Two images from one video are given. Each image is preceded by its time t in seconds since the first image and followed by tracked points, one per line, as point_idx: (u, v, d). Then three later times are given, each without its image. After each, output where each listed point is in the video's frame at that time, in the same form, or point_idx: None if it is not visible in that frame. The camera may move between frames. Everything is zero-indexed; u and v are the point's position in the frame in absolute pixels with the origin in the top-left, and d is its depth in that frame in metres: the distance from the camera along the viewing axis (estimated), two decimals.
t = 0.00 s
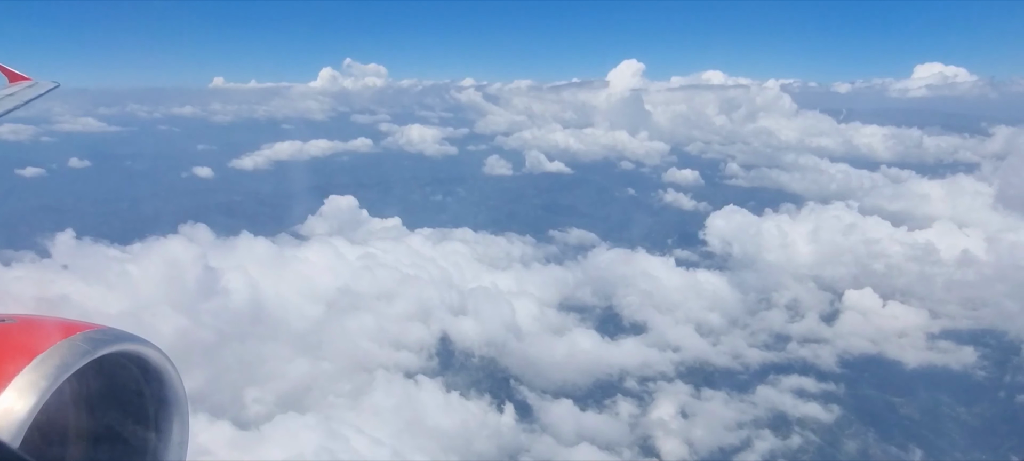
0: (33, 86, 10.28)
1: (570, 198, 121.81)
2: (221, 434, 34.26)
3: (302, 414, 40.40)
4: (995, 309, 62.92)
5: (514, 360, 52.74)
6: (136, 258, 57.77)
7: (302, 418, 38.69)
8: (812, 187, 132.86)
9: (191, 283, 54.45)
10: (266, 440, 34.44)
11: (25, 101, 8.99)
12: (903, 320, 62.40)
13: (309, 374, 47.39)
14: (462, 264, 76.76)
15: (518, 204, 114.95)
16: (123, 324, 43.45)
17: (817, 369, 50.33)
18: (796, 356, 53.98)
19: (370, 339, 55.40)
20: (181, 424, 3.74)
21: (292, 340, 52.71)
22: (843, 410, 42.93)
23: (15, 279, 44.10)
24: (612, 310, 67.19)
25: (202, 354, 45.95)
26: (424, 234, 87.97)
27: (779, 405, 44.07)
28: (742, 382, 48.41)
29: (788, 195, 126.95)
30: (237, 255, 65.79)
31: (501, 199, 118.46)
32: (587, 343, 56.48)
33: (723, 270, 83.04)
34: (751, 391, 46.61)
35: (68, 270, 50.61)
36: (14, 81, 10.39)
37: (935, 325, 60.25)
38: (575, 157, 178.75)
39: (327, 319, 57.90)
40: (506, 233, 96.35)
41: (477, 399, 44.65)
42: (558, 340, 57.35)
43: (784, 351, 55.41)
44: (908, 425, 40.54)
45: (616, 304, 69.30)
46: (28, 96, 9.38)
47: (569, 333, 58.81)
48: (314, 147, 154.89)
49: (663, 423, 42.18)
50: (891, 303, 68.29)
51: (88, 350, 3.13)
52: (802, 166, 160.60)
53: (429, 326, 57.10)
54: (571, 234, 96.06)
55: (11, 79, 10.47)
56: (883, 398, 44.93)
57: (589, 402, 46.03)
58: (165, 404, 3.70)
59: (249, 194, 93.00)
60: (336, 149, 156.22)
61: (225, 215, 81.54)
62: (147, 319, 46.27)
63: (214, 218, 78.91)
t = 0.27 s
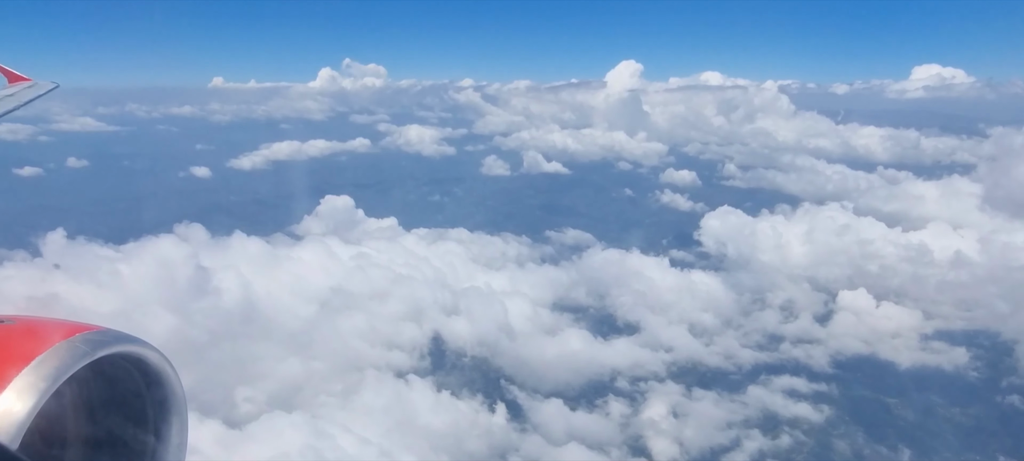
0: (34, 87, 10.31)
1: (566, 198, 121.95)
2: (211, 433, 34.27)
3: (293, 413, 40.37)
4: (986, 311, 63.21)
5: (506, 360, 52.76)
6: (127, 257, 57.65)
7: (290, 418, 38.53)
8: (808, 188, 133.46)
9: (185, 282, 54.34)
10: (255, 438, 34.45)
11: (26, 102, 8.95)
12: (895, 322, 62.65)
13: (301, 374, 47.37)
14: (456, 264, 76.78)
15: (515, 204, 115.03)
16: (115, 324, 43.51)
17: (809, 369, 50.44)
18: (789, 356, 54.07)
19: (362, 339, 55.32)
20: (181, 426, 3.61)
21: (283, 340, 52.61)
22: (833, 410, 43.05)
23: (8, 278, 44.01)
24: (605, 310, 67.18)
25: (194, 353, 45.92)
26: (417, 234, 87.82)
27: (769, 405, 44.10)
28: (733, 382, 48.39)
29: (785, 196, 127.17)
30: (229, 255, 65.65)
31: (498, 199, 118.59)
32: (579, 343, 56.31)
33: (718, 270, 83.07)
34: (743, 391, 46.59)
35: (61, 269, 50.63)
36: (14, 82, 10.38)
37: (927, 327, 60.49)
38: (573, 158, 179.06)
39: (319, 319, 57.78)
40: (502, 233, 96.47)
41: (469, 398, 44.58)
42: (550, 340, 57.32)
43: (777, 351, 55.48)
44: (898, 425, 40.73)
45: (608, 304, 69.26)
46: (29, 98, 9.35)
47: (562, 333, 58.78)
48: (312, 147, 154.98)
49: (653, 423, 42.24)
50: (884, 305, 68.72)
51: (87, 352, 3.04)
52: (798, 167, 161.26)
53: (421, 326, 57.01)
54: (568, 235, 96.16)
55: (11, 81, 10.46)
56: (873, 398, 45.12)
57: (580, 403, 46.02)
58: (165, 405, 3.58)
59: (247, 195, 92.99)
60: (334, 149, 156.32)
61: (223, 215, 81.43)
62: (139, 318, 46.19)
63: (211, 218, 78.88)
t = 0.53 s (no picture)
0: (33, 88, 10.29)
1: (563, 199, 122.07)
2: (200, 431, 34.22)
3: (283, 412, 40.40)
4: (978, 313, 63.26)
5: (498, 359, 52.77)
6: (118, 257, 57.57)
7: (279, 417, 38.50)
8: (804, 190, 133.69)
9: (177, 281, 54.33)
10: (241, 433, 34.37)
11: (25, 104, 8.88)
12: (888, 323, 62.76)
13: (293, 373, 47.38)
14: (451, 264, 76.82)
15: (512, 205, 115.13)
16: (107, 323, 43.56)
17: (801, 370, 50.51)
18: (781, 356, 54.14)
19: (353, 338, 55.28)
20: (178, 427, 3.65)
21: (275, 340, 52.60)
22: (823, 410, 43.13)
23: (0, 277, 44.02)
24: (598, 311, 67.20)
25: (186, 353, 45.92)
26: (412, 234, 87.77)
27: (759, 405, 44.17)
28: (724, 383, 48.45)
29: (781, 198, 127.28)
30: (221, 255, 65.52)
31: (495, 200, 118.66)
32: (571, 343, 56.39)
33: (713, 271, 83.18)
34: (733, 391, 46.68)
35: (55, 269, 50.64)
36: (15, 83, 10.35)
37: (919, 328, 60.60)
38: (571, 159, 179.19)
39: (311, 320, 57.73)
40: (499, 233, 96.56)
41: (462, 399, 44.60)
42: (542, 340, 57.31)
43: (769, 351, 55.54)
44: (887, 425, 40.87)
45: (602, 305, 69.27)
46: (27, 99, 9.30)
47: (554, 333, 58.79)
48: (311, 147, 155.02)
49: (644, 423, 42.28)
50: (878, 306, 68.88)
51: (87, 353, 3.07)
52: (795, 169, 161.56)
53: (413, 326, 56.97)
54: (564, 235, 96.24)
55: (11, 81, 10.47)
56: (864, 399, 45.19)
57: (571, 402, 46.03)
58: (162, 407, 3.61)
59: (244, 195, 92.94)
60: (332, 149, 156.34)
61: (220, 215, 81.33)
62: (129, 318, 46.21)
63: (209, 218, 78.83)
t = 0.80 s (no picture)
0: (33, 87, 10.35)
1: (560, 199, 122.07)
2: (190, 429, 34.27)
3: (274, 411, 40.45)
4: (971, 314, 63.40)
5: (490, 359, 52.79)
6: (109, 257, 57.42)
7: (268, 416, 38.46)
8: (801, 191, 133.92)
9: (171, 281, 54.31)
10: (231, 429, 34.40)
11: (25, 103, 8.95)
12: (882, 323, 62.82)
13: (285, 372, 47.35)
14: (445, 264, 76.86)
15: (509, 205, 115.15)
16: (99, 321, 43.54)
17: (793, 371, 50.58)
18: (774, 357, 54.21)
19: (345, 339, 55.22)
20: (178, 426, 3.63)
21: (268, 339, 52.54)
22: (813, 411, 43.17)
23: None
24: (591, 311, 67.22)
25: (179, 352, 45.94)
26: (407, 235, 87.74)
27: (750, 405, 44.25)
28: (716, 383, 48.56)
29: (778, 199, 127.35)
30: (213, 255, 65.31)
31: (492, 200, 118.70)
32: (564, 343, 56.46)
33: (708, 271, 83.24)
34: (724, 392, 46.80)
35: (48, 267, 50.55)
36: (14, 82, 10.40)
37: (913, 329, 60.66)
38: (569, 159, 179.31)
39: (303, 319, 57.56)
40: (495, 233, 96.61)
41: (454, 398, 44.57)
42: (534, 340, 57.31)
43: (762, 352, 55.60)
44: (876, 425, 40.96)
45: (595, 305, 69.29)
46: (27, 98, 9.35)
47: (547, 333, 58.78)
48: (309, 147, 155.03)
49: (635, 423, 42.30)
50: (871, 307, 68.94)
51: (86, 352, 3.07)
52: (792, 171, 161.86)
53: (405, 326, 56.90)
54: (560, 236, 96.29)
55: (11, 81, 10.50)
56: (855, 399, 45.24)
57: (562, 402, 46.06)
58: (161, 407, 3.60)
59: (242, 195, 92.93)
60: (330, 149, 156.40)
61: (218, 214, 81.29)
62: (122, 316, 46.24)
63: (206, 218, 78.81)
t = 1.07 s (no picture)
0: (34, 87, 10.36)
1: (558, 200, 121.97)
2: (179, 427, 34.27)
3: (265, 410, 40.45)
4: (964, 315, 63.54)
5: (483, 359, 52.82)
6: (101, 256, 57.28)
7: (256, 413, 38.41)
8: (798, 192, 134.15)
9: (164, 281, 54.28)
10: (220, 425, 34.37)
11: (25, 103, 8.94)
12: (876, 324, 62.83)
13: (276, 371, 47.28)
14: (439, 264, 76.92)
15: (507, 206, 115.08)
16: (92, 320, 43.52)
17: (785, 371, 50.59)
18: (767, 357, 54.24)
19: (337, 339, 55.10)
20: (178, 428, 3.49)
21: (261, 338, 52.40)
22: (804, 411, 43.17)
23: None
24: (585, 312, 67.17)
25: (172, 351, 45.90)
26: (402, 235, 87.71)
27: (741, 406, 44.29)
28: (707, 383, 48.66)
29: (775, 200, 127.41)
30: (205, 254, 65.08)
31: (490, 201, 118.78)
32: (556, 342, 56.50)
33: (703, 271, 83.30)
34: (716, 392, 46.93)
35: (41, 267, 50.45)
36: (14, 82, 10.40)
37: (907, 330, 60.66)
38: (567, 160, 179.46)
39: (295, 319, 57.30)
40: (491, 233, 96.67)
41: (446, 398, 44.54)
42: (526, 340, 57.26)
43: (755, 352, 55.64)
44: (865, 425, 41.00)
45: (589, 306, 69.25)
46: (27, 98, 9.35)
47: (539, 333, 58.73)
48: (307, 147, 155.07)
49: (626, 423, 42.26)
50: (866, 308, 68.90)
51: (84, 352, 2.94)
52: (789, 172, 162.18)
53: (397, 326, 56.81)
54: (557, 236, 96.35)
55: (9, 80, 10.49)
56: (846, 400, 45.23)
57: (552, 401, 46.02)
58: (162, 407, 3.45)
59: (239, 195, 92.93)
60: (328, 150, 156.45)
61: (215, 214, 81.24)
62: (116, 316, 46.23)
63: (204, 218, 78.78)
